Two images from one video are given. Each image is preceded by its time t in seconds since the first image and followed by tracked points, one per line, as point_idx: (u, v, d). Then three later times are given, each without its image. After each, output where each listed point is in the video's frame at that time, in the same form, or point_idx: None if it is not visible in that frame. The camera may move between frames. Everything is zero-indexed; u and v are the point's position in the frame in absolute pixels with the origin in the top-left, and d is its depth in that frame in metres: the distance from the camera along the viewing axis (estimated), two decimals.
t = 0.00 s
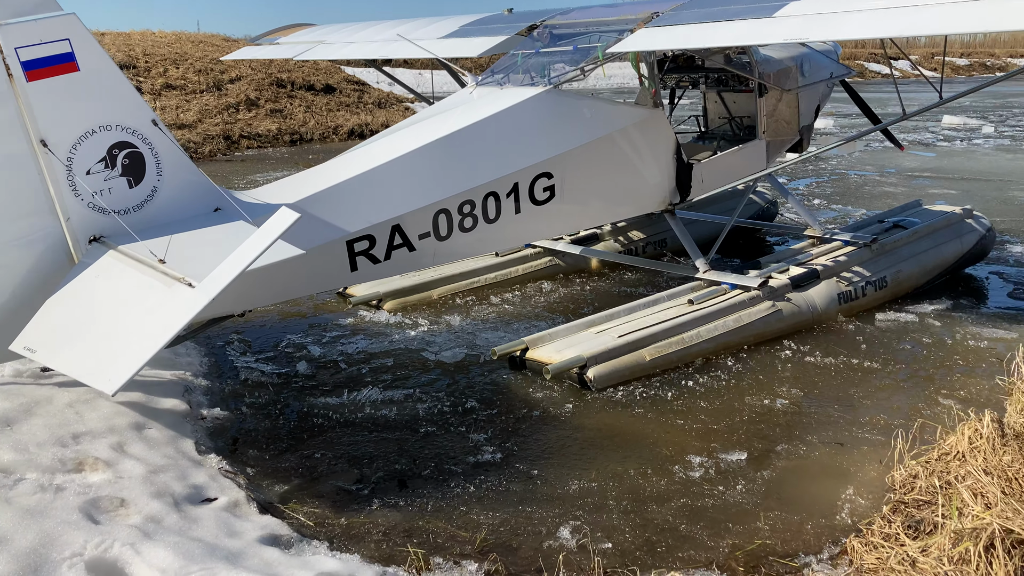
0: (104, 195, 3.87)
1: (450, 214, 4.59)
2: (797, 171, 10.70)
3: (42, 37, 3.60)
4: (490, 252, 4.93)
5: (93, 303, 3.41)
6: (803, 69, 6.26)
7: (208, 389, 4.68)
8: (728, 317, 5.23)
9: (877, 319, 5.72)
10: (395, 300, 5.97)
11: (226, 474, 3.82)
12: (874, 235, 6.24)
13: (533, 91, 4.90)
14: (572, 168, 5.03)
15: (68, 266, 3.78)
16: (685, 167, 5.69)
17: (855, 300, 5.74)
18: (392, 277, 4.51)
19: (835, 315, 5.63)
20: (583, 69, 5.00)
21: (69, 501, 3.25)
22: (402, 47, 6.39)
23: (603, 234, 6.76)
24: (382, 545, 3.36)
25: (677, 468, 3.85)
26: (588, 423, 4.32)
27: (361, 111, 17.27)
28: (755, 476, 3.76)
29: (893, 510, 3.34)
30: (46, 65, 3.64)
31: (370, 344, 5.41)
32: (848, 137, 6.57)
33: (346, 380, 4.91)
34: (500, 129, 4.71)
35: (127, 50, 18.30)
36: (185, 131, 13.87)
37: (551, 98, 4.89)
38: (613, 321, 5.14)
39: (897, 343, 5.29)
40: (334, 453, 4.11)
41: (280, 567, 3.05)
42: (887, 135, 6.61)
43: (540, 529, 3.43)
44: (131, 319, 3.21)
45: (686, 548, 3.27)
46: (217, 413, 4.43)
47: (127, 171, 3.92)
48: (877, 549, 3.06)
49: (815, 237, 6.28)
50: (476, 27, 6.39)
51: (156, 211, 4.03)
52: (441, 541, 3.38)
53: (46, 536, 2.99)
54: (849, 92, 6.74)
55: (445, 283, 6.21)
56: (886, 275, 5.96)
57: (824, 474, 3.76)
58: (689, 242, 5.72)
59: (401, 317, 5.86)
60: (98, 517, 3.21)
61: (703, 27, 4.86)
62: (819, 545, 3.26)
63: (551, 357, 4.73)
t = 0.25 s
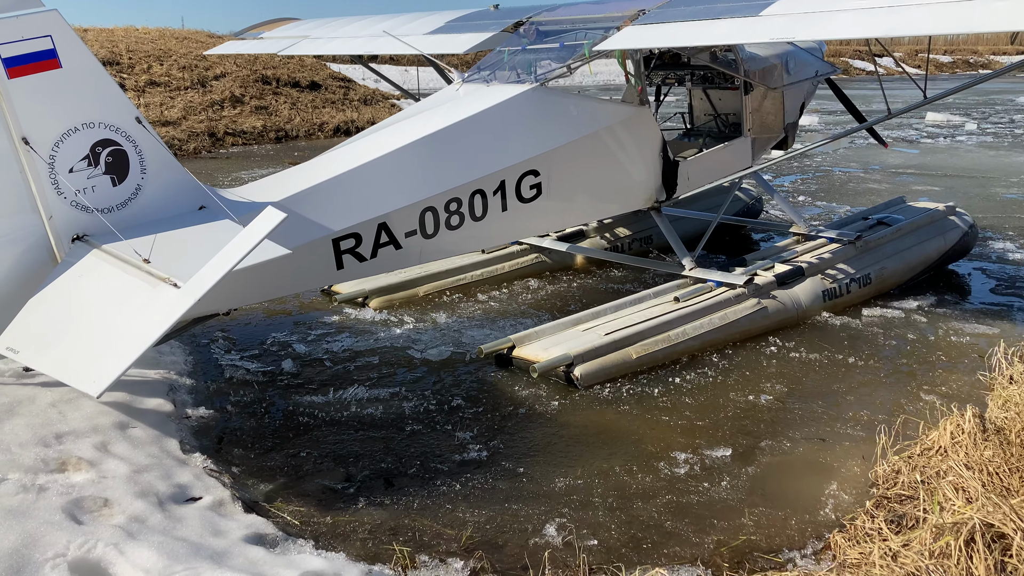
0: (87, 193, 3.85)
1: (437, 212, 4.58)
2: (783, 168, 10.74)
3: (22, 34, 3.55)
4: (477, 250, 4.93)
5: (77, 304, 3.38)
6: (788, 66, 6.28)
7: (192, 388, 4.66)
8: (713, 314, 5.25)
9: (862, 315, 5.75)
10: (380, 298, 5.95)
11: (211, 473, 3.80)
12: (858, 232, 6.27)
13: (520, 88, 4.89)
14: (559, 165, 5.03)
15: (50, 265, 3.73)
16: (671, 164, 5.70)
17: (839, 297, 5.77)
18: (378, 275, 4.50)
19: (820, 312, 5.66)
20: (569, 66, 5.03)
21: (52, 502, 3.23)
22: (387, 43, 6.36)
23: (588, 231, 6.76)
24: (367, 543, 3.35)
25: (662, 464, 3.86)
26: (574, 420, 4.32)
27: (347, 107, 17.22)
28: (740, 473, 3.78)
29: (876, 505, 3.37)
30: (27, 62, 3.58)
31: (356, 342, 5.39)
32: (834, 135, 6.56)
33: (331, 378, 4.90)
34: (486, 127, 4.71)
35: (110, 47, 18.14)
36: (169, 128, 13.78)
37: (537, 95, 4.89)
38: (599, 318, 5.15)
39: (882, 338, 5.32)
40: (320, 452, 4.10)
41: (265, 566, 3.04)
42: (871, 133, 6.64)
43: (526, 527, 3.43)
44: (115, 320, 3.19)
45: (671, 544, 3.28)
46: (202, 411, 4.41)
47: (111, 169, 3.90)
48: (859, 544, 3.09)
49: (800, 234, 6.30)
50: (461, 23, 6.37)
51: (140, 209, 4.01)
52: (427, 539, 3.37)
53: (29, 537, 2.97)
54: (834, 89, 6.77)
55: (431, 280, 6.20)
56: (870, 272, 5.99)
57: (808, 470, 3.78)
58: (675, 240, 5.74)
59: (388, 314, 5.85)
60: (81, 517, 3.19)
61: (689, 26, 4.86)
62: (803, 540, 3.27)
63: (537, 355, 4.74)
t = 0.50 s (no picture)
0: (75, 194, 3.82)
1: (428, 212, 4.58)
2: (772, 166, 10.77)
3: (8, 33, 3.50)
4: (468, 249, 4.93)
5: (67, 307, 3.37)
6: (777, 64, 6.29)
7: (180, 389, 4.64)
8: (704, 313, 5.26)
9: (851, 313, 5.77)
10: (370, 298, 5.93)
11: (200, 474, 3.78)
12: (847, 230, 6.29)
13: (510, 87, 4.89)
14: (550, 164, 5.03)
15: (37, 267, 3.74)
16: (661, 163, 5.71)
17: (829, 295, 5.79)
18: (369, 275, 4.49)
19: (809, 310, 5.68)
20: (561, 65, 5.06)
21: (39, 503, 3.21)
22: (375, 41, 6.35)
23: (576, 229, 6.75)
24: (357, 543, 3.34)
25: (651, 462, 3.87)
26: (563, 418, 4.33)
27: (336, 106, 17.18)
28: (728, 470, 3.78)
29: (864, 501, 3.38)
30: (14, 61, 3.54)
31: (345, 341, 5.38)
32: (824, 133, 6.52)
33: (320, 378, 4.89)
34: (476, 125, 4.70)
35: (97, 46, 18.06)
36: (157, 128, 13.72)
37: (527, 94, 4.89)
38: (591, 318, 5.15)
39: (871, 335, 5.33)
40: (309, 452, 4.08)
41: (254, 567, 3.03)
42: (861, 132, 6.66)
43: (515, 525, 3.43)
44: (107, 324, 3.18)
45: (660, 542, 3.28)
46: (190, 412, 4.39)
47: (99, 170, 3.87)
48: (847, 540, 3.11)
49: (789, 232, 6.32)
50: (450, 20, 6.36)
51: (129, 210, 3.98)
52: (416, 539, 3.37)
53: (16, 540, 2.96)
54: (824, 88, 6.79)
55: (421, 280, 6.18)
56: (859, 270, 6.01)
57: (797, 467, 3.79)
58: (665, 239, 5.74)
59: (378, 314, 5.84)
60: (69, 519, 3.17)
61: (681, 25, 4.87)
62: (790, 537, 3.28)
63: (530, 355, 4.73)
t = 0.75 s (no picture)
0: (64, 197, 3.79)
1: (420, 213, 4.57)
2: (761, 165, 10.79)
3: None
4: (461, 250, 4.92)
5: (58, 314, 3.32)
6: (767, 63, 6.30)
7: (169, 390, 4.62)
8: (696, 314, 5.26)
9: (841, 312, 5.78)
10: (361, 298, 5.91)
11: (188, 476, 3.77)
12: (837, 229, 6.31)
13: (501, 88, 4.88)
14: (541, 165, 5.03)
15: (25, 271, 3.72)
16: (652, 163, 5.71)
17: (819, 294, 5.81)
18: (361, 277, 4.49)
19: (799, 309, 5.69)
20: (552, 64, 5.05)
21: (26, 507, 3.19)
22: (364, 39, 6.34)
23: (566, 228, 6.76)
24: (346, 544, 3.33)
25: (641, 461, 3.86)
26: (553, 418, 4.32)
27: (325, 107, 17.15)
28: (718, 468, 3.78)
29: (852, 498, 3.39)
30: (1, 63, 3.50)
31: (335, 342, 5.37)
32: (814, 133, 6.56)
33: (310, 379, 4.87)
34: (467, 126, 4.70)
35: (85, 47, 17.98)
36: (145, 129, 13.67)
37: (518, 95, 4.89)
38: (582, 319, 5.14)
39: (861, 333, 5.35)
40: (298, 454, 4.07)
41: (242, 568, 3.01)
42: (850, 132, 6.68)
43: (505, 525, 3.42)
44: (100, 330, 3.13)
45: (650, 540, 3.27)
46: (178, 414, 4.37)
47: (88, 172, 3.84)
48: (835, 537, 3.11)
49: (779, 231, 6.33)
50: (440, 18, 6.36)
51: (118, 212, 3.96)
52: (405, 539, 3.36)
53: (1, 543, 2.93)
54: (814, 88, 6.80)
55: (411, 280, 6.15)
56: (848, 269, 6.02)
57: (786, 464, 3.80)
58: (657, 240, 5.73)
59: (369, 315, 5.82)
60: (56, 522, 3.15)
61: (674, 26, 4.87)
62: (779, 535, 3.28)
63: (523, 357, 4.71)
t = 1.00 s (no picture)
0: (51, 199, 3.76)
1: (411, 213, 4.56)
2: (750, 164, 10.81)
3: None
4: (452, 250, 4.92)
5: (47, 318, 3.28)
6: (758, 62, 6.31)
7: (158, 391, 4.60)
8: (687, 314, 5.26)
9: (831, 311, 5.80)
10: (351, 298, 5.90)
11: (177, 476, 3.75)
12: (826, 228, 6.32)
13: (492, 87, 4.88)
14: (532, 165, 5.02)
15: (13, 273, 3.72)
16: (642, 163, 5.72)
17: (810, 293, 5.82)
18: (351, 277, 4.48)
19: (790, 309, 5.70)
20: (543, 64, 5.05)
21: (13, 508, 3.17)
22: (353, 37, 6.33)
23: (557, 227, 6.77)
24: (336, 544, 3.31)
25: (631, 460, 3.86)
26: (543, 416, 4.32)
27: (316, 106, 17.12)
28: (707, 467, 3.78)
29: (841, 496, 3.40)
30: None
31: (325, 342, 5.35)
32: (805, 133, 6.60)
33: (300, 379, 4.86)
34: (457, 126, 4.69)
35: (74, 47, 17.90)
36: (134, 128, 13.62)
37: (509, 94, 4.89)
38: (574, 318, 5.15)
39: (852, 332, 5.36)
40: (287, 454, 4.05)
41: (231, 569, 2.99)
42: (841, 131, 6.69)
43: (495, 525, 3.42)
44: (90, 334, 3.09)
45: (640, 539, 3.27)
46: (167, 414, 4.35)
47: (75, 173, 3.81)
48: (824, 535, 3.12)
49: (769, 230, 6.34)
50: (430, 17, 6.35)
51: (107, 213, 3.93)
52: (395, 539, 3.35)
53: None
54: (804, 88, 6.82)
55: (402, 279, 6.15)
56: (838, 269, 6.04)
57: (776, 462, 3.80)
58: (649, 241, 5.75)
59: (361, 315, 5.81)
60: (43, 523, 3.12)
61: (663, 25, 4.89)
62: (768, 533, 3.28)
63: (515, 358, 4.72)
